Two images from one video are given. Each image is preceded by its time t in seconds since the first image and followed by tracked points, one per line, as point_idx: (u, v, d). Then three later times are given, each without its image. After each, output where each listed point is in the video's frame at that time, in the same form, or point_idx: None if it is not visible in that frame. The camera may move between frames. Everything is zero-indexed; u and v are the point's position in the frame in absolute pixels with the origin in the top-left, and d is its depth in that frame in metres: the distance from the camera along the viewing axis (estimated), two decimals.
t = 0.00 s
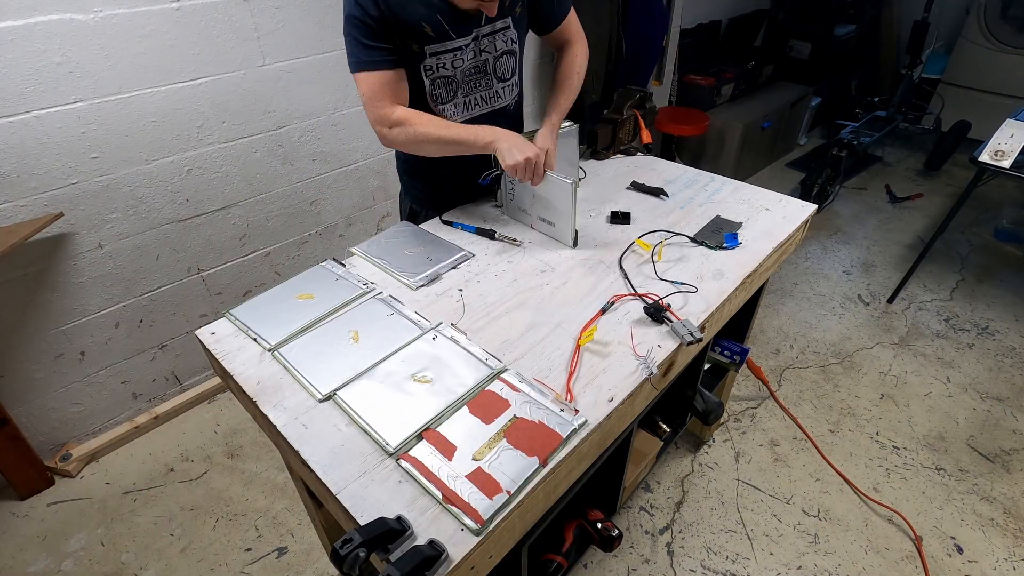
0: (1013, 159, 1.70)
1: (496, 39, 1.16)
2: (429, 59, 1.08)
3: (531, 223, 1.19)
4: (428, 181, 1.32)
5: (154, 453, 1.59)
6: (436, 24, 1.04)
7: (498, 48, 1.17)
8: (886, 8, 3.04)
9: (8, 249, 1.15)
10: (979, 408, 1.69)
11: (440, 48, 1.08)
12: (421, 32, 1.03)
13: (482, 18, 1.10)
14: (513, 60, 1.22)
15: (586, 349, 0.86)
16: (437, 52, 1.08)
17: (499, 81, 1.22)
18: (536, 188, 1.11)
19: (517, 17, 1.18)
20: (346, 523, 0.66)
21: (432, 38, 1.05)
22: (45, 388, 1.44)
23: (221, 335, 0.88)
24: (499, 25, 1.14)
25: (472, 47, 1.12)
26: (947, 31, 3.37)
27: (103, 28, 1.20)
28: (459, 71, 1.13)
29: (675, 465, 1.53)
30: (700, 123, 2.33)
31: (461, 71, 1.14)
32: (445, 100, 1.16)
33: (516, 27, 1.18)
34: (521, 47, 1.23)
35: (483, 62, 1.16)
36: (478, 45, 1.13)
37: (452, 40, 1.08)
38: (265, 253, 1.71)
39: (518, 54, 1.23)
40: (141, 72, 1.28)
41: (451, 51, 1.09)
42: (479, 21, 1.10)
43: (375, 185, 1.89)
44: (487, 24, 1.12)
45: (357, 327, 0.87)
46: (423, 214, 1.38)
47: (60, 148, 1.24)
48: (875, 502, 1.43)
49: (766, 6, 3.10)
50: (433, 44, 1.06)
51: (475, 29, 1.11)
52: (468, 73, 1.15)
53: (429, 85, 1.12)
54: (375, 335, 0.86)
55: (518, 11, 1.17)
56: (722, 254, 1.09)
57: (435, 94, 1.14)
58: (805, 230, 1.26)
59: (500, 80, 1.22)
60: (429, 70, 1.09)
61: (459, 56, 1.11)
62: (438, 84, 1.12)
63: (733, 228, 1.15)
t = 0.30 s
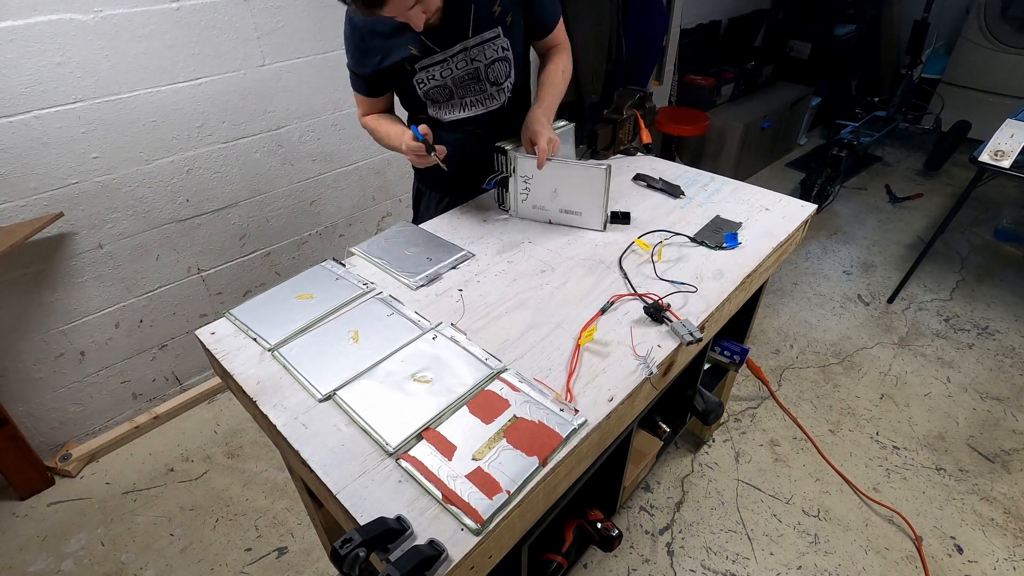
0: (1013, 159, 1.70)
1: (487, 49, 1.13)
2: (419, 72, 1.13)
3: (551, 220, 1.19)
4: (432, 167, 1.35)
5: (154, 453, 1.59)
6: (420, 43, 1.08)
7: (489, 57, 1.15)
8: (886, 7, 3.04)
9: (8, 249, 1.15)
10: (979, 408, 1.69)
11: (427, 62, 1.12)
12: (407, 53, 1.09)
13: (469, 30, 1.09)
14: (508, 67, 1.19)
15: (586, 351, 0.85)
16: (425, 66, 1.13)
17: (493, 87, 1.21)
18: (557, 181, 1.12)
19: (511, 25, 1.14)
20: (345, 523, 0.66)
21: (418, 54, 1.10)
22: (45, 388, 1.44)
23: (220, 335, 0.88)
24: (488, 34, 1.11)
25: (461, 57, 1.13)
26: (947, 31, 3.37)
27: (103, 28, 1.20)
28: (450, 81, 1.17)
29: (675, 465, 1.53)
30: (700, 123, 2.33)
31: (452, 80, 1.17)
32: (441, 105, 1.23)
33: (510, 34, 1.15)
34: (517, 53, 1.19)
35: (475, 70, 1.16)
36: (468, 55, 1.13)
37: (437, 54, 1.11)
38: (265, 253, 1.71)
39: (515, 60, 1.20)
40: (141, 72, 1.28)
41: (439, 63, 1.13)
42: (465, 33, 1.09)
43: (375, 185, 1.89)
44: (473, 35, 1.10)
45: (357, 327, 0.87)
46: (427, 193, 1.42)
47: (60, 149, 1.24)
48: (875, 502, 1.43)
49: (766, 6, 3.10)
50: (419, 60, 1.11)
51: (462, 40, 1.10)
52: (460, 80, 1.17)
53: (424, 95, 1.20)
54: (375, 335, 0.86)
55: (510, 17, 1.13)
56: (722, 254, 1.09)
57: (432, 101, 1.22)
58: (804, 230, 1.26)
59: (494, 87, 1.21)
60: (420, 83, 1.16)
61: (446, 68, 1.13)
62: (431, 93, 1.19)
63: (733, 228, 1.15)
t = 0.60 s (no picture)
0: (1012, 159, 1.70)
1: (483, 72, 1.15)
2: (419, 98, 1.18)
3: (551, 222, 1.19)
4: (434, 169, 1.36)
5: (154, 453, 1.59)
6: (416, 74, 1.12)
7: (487, 78, 1.17)
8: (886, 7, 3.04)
9: (8, 248, 1.15)
10: (979, 408, 1.69)
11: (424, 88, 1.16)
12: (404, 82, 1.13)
13: (464, 55, 1.10)
14: (506, 84, 1.20)
15: (586, 351, 0.85)
16: (423, 92, 1.17)
17: (492, 103, 1.23)
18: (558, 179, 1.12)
19: (507, 46, 1.13)
20: (345, 523, 0.66)
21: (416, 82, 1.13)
22: (45, 389, 1.44)
23: (220, 335, 0.88)
24: (483, 57, 1.12)
25: (458, 81, 1.15)
26: (947, 31, 3.37)
27: (102, 28, 1.20)
28: (449, 102, 1.20)
29: (675, 465, 1.53)
30: (700, 123, 2.33)
31: (451, 102, 1.20)
32: (444, 121, 1.26)
33: (506, 52, 1.15)
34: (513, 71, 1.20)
35: (472, 90, 1.18)
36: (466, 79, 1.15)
37: (434, 80, 1.14)
38: (265, 253, 1.71)
39: (512, 75, 1.20)
40: (141, 72, 1.28)
41: (436, 89, 1.16)
42: (460, 58, 1.11)
43: (375, 185, 1.89)
44: (468, 58, 1.11)
45: (357, 327, 0.87)
46: (430, 194, 1.42)
47: (60, 148, 1.24)
48: (875, 502, 1.43)
49: (766, 6, 3.10)
50: (418, 87, 1.15)
51: (456, 65, 1.12)
52: (459, 101, 1.20)
53: (426, 113, 1.24)
54: (375, 335, 0.86)
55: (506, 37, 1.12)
56: (722, 254, 1.09)
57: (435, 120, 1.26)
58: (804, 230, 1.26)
59: (494, 104, 1.23)
60: (421, 105, 1.21)
61: (444, 92, 1.16)
62: (433, 113, 1.23)
63: (733, 228, 1.15)
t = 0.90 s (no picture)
0: (1012, 159, 1.71)
1: (502, 51, 1.20)
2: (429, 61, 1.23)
3: (567, 184, 1.23)
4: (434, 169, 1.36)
5: (154, 453, 1.59)
6: (441, 23, 1.15)
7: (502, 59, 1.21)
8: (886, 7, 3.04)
9: (8, 248, 1.15)
10: (979, 408, 1.69)
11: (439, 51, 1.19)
12: (427, 28, 1.16)
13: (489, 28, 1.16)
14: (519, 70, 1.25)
15: (586, 351, 0.85)
16: (439, 49, 1.19)
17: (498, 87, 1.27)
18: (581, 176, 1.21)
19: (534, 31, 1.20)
20: (345, 523, 0.66)
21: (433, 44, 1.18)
22: (46, 388, 1.44)
23: (220, 336, 0.88)
24: (507, 35, 1.18)
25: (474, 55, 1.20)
26: (946, 31, 3.37)
27: (103, 28, 1.20)
28: (460, 69, 1.22)
29: (675, 465, 1.53)
30: (700, 123, 2.33)
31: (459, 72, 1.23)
32: (449, 89, 1.27)
33: (528, 41, 1.20)
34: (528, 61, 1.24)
35: (485, 65, 1.21)
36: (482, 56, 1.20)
37: (455, 38, 1.17)
38: (265, 253, 1.71)
39: (526, 69, 1.25)
40: (141, 72, 1.28)
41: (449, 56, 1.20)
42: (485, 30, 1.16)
43: (375, 185, 1.89)
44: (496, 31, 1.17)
45: (357, 327, 0.87)
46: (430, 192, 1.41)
47: (59, 148, 1.24)
48: (875, 502, 1.43)
49: (766, 6, 3.10)
50: (436, 40, 1.18)
51: (478, 34, 1.17)
52: (469, 72, 1.22)
53: (433, 75, 1.24)
54: (374, 335, 0.86)
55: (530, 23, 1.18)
56: (722, 254, 1.09)
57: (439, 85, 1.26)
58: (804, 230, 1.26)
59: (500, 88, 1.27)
60: (432, 62, 1.21)
61: (462, 52, 1.19)
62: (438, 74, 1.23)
63: (733, 228, 1.15)
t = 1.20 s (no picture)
0: (1013, 159, 1.71)
1: (515, 62, 1.19)
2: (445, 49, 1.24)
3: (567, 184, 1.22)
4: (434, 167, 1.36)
5: (155, 453, 1.59)
6: (463, 20, 1.17)
7: (514, 69, 1.21)
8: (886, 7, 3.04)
9: (8, 249, 1.15)
10: (979, 408, 1.69)
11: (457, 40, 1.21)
12: (450, 20, 1.18)
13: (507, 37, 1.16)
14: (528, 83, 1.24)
15: (587, 352, 0.85)
16: (457, 43, 1.21)
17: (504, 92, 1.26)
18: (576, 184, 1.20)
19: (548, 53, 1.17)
20: (345, 523, 0.66)
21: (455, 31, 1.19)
22: (46, 389, 1.44)
23: (220, 336, 0.88)
24: (523, 51, 1.17)
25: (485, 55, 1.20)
26: (946, 31, 3.38)
27: (103, 28, 1.20)
28: (472, 67, 1.24)
29: (675, 465, 1.53)
30: (700, 122, 2.33)
31: (472, 69, 1.24)
32: (458, 85, 1.29)
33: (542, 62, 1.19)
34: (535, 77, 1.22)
35: (496, 70, 1.22)
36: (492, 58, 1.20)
37: (474, 37, 1.18)
38: (265, 253, 1.71)
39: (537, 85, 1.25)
40: (141, 72, 1.28)
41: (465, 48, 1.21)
42: (501, 38, 1.16)
43: (375, 185, 1.89)
44: (510, 43, 1.17)
45: (357, 327, 0.87)
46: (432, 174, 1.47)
47: (59, 148, 1.24)
48: (875, 502, 1.43)
49: (766, 6, 3.10)
50: (456, 34, 1.20)
51: (495, 40, 1.17)
52: (481, 73, 1.24)
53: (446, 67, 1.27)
54: (374, 335, 0.86)
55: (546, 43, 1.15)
56: (722, 254, 1.09)
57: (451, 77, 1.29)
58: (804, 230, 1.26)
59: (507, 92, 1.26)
60: (447, 54, 1.24)
61: (478, 54, 1.20)
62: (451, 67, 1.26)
63: (733, 228, 1.15)
